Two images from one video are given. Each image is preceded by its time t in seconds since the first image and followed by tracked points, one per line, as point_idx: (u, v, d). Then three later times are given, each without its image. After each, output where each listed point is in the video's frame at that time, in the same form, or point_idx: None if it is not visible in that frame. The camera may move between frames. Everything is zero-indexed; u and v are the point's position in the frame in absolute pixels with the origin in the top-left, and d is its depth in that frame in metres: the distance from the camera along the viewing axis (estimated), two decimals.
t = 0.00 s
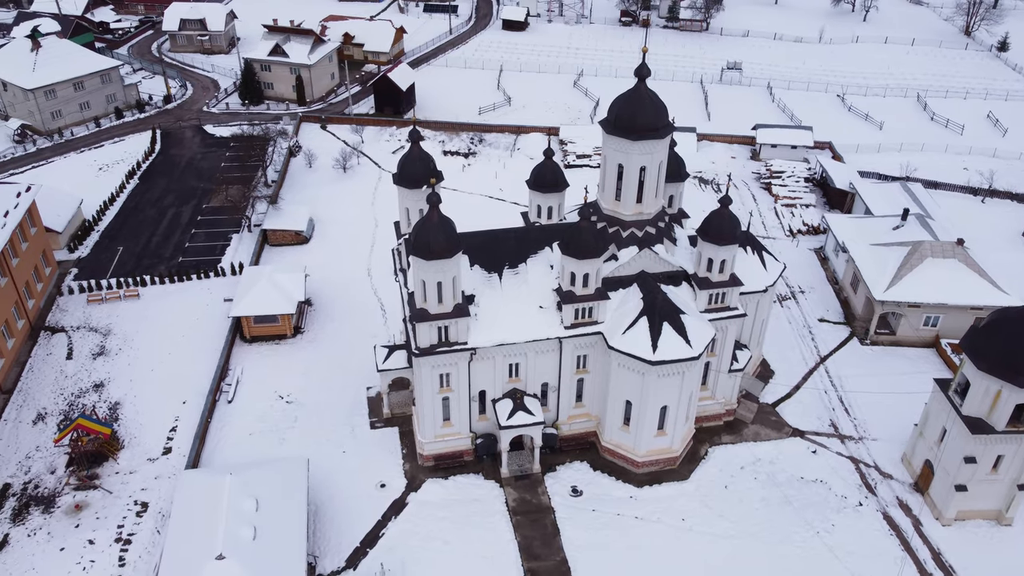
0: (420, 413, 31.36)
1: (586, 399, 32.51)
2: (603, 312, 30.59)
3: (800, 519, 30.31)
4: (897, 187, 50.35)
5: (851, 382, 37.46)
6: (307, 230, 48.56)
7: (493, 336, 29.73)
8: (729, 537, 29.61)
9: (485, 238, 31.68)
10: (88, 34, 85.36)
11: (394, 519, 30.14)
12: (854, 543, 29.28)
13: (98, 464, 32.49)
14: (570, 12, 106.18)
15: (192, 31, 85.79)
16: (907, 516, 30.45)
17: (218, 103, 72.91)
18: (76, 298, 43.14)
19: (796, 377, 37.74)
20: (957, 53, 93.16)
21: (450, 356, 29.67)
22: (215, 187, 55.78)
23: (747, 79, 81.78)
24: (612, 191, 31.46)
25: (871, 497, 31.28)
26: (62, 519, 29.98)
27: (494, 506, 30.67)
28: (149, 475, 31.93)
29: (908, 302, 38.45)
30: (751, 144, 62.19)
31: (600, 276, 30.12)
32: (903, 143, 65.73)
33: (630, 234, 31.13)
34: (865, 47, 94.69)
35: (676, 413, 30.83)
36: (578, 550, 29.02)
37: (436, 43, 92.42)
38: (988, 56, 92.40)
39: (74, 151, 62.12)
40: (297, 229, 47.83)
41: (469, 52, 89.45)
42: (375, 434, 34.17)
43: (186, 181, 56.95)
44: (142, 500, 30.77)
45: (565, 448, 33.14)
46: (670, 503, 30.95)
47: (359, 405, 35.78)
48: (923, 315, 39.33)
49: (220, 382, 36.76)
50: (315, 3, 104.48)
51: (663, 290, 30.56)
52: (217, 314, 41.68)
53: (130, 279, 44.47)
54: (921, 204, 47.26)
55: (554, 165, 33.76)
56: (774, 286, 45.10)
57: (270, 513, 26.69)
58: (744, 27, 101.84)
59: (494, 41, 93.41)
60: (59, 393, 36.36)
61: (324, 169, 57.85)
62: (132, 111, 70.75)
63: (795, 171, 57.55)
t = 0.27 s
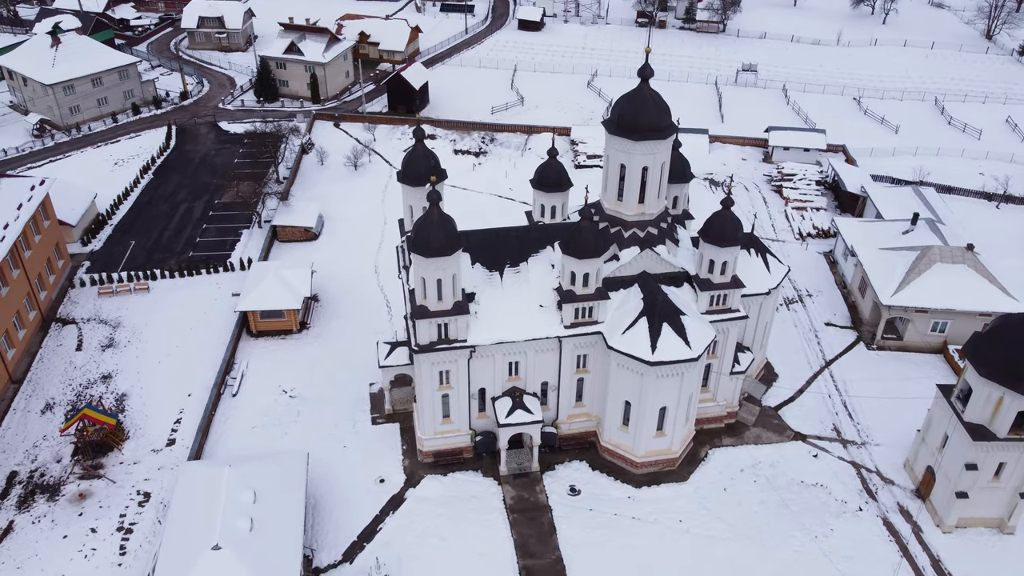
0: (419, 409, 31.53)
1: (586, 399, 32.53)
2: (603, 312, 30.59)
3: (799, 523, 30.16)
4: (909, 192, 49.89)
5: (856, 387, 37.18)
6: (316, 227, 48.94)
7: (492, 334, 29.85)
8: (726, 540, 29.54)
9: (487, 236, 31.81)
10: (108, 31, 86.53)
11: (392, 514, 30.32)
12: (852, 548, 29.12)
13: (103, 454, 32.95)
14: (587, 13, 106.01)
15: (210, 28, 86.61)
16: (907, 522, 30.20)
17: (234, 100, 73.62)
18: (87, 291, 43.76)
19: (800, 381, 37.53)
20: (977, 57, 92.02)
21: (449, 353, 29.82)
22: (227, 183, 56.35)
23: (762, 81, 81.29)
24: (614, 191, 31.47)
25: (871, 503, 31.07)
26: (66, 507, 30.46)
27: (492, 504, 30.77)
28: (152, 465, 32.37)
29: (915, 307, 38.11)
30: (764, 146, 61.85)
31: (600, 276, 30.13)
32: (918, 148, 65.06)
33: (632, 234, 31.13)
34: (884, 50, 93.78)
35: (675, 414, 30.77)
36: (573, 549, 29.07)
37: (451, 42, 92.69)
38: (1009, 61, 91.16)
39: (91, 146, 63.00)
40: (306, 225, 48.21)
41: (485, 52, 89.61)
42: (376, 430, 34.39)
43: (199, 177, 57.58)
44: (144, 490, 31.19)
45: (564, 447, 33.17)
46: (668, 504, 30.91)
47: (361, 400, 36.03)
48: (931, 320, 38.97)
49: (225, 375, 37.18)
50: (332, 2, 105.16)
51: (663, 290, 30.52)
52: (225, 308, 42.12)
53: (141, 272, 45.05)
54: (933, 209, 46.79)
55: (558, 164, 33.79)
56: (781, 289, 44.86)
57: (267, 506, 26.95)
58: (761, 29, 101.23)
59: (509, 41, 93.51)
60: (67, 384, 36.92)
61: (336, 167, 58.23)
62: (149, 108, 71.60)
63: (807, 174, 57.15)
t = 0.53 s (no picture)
0: (419, 405, 31.69)
1: (585, 398, 32.52)
2: (603, 312, 30.58)
3: (798, 527, 30.00)
4: (920, 196, 49.42)
5: (860, 391, 36.91)
6: (325, 223, 49.30)
7: (492, 332, 29.95)
8: (722, 541, 29.46)
9: (489, 234, 31.92)
10: (127, 28, 87.59)
11: (390, 509, 30.51)
12: (850, 553, 28.94)
13: (108, 444, 33.41)
14: (603, 13, 105.78)
15: (228, 26, 87.42)
16: (907, 528, 29.96)
17: (249, 97, 74.30)
18: (98, 283, 44.36)
19: (804, 384, 37.31)
20: (998, 60, 90.87)
21: (448, 350, 29.95)
22: (239, 179, 56.89)
23: (777, 83, 80.76)
24: (616, 191, 31.47)
25: (871, 508, 30.85)
26: (70, 495, 30.94)
27: (489, 501, 30.87)
28: (156, 456, 32.78)
29: (922, 311, 37.77)
30: (776, 149, 61.51)
31: (601, 276, 30.15)
32: (933, 152, 64.39)
33: (633, 234, 31.11)
34: (902, 53, 92.85)
35: (674, 415, 30.71)
36: (569, 548, 29.12)
37: (466, 41, 92.94)
38: None
39: (107, 141, 63.84)
40: (315, 222, 48.60)
41: (499, 52, 89.75)
42: (377, 425, 34.62)
43: (212, 173, 58.16)
44: (147, 480, 31.60)
45: (563, 446, 33.19)
46: (666, 505, 30.87)
47: (363, 396, 36.26)
48: (938, 326, 38.62)
49: (230, 369, 37.57)
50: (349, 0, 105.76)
51: (664, 291, 30.48)
52: (232, 303, 42.55)
53: (152, 266, 45.60)
54: (944, 213, 46.33)
55: (562, 163, 33.81)
56: (788, 292, 44.62)
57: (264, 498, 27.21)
58: (778, 31, 100.56)
59: (524, 41, 93.58)
60: (76, 375, 37.47)
61: (347, 164, 58.61)
62: (166, 104, 72.43)
63: (818, 177, 56.71)
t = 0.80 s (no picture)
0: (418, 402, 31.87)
1: (585, 397, 32.53)
2: (603, 311, 30.59)
3: (796, 531, 29.86)
4: (932, 200, 48.94)
5: (864, 395, 36.64)
6: (334, 220, 49.64)
7: (491, 330, 30.07)
8: (719, 543, 29.39)
9: (490, 232, 32.03)
10: (146, 25, 88.60)
11: (387, 504, 30.71)
12: (848, 558, 28.75)
13: (113, 434, 33.90)
14: (619, 14, 105.53)
15: (245, 24, 88.18)
16: (906, 534, 29.73)
17: (264, 94, 74.91)
18: (109, 276, 44.95)
19: (807, 388, 37.08)
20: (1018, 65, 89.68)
21: (448, 347, 30.10)
22: (251, 175, 57.44)
23: (793, 85, 80.21)
24: (618, 191, 31.46)
25: (870, 513, 30.64)
26: (74, 484, 31.41)
27: (487, 498, 30.98)
28: (159, 448, 33.20)
29: (929, 316, 37.43)
30: (788, 151, 61.11)
31: (601, 275, 30.16)
32: (948, 156, 63.71)
33: (634, 234, 31.10)
34: (921, 56, 91.88)
35: (672, 415, 30.67)
36: (564, 546, 29.17)
37: (481, 41, 93.13)
38: None
39: (123, 137, 64.65)
40: (324, 218, 48.95)
41: (514, 51, 89.85)
42: (378, 421, 34.83)
43: (224, 169, 58.73)
44: (150, 471, 32.02)
45: (562, 445, 33.22)
46: (663, 505, 30.82)
47: (366, 391, 36.49)
48: (945, 331, 38.27)
49: (235, 362, 37.97)
50: None
51: (664, 291, 30.45)
52: (240, 298, 42.96)
53: (162, 260, 46.12)
54: (955, 218, 45.86)
55: (565, 163, 33.82)
56: (796, 295, 44.35)
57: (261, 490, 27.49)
58: (795, 32, 99.89)
59: (539, 41, 93.62)
60: (84, 366, 38.01)
61: (358, 161, 58.94)
62: (182, 100, 73.22)
63: (830, 179, 56.28)
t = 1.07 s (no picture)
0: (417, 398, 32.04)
1: (583, 397, 32.54)
2: (602, 311, 30.59)
3: (792, 534, 29.73)
4: (942, 205, 48.50)
5: (867, 400, 36.38)
6: (342, 217, 49.95)
7: (489, 328, 30.18)
8: (714, 545, 29.32)
9: (491, 231, 32.13)
10: (164, 22, 89.54)
11: (384, 499, 30.90)
12: (843, 563, 28.58)
13: (117, 425, 34.36)
14: (634, 14, 105.25)
15: (261, 21, 88.87)
16: (904, 540, 29.50)
17: (277, 92, 75.49)
18: (119, 269, 45.51)
19: (810, 391, 36.87)
20: None
21: (446, 344, 30.24)
22: (262, 171, 57.94)
23: (807, 88, 79.65)
24: (619, 191, 31.46)
25: (868, 518, 30.44)
26: (77, 474, 31.88)
27: (483, 495, 31.08)
28: (161, 439, 33.61)
29: (934, 322, 37.10)
30: (799, 154, 60.73)
31: (600, 275, 30.17)
32: (963, 160, 63.02)
33: (635, 235, 31.08)
34: (939, 59, 90.91)
35: (670, 416, 30.62)
36: (558, 545, 29.22)
37: (495, 40, 93.27)
38: None
39: (138, 132, 65.40)
40: (331, 215, 49.29)
41: (528, 51, 89.89)
42: (378, 417, 35.04)
43: (236, 165, 59.26)
44: (152, 462, 32.43)
45: (560, 444, 33.25)
46: (660, 506, 30.78)
47: (367, 387, 36.71)
48: (951, 337, 37.93)
49: (239, 356, 38.33)
50: None
51: (663, 291, 30.41)
52: (246, 292, 43.36)
53: (171, 254, 46.63)
54: (965, 223, 45.40)
55: (568, 162, 33.84)
56: (802, 299, 44.08)
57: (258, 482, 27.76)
58: (812, 34, 99.17)
59: (553, 41, 93.59)
60: (91, 357, 38.54)
61: (368, 159, 59.26)
62: (196, 97, 73.96)
63: (840, 182, 55.86)
